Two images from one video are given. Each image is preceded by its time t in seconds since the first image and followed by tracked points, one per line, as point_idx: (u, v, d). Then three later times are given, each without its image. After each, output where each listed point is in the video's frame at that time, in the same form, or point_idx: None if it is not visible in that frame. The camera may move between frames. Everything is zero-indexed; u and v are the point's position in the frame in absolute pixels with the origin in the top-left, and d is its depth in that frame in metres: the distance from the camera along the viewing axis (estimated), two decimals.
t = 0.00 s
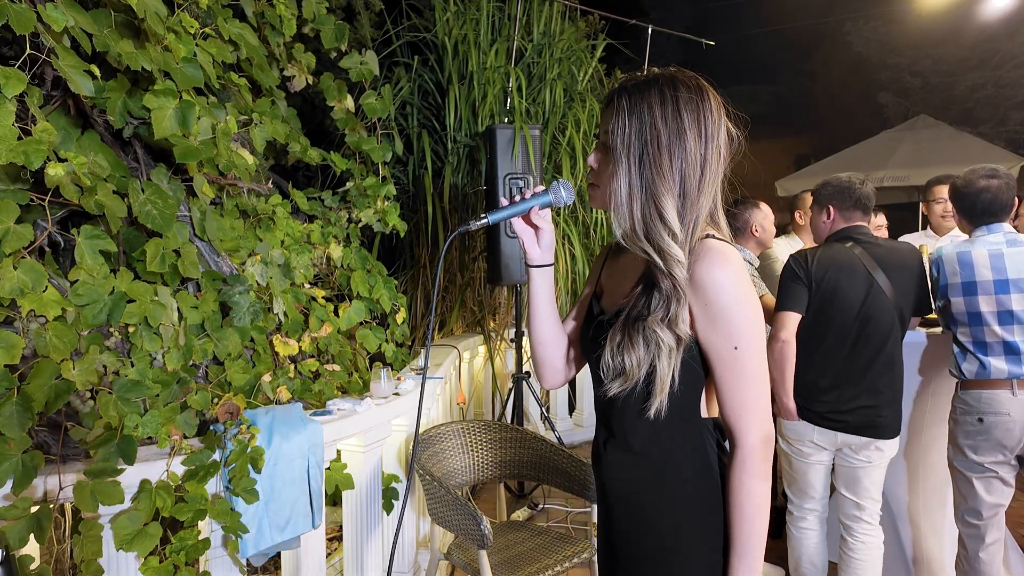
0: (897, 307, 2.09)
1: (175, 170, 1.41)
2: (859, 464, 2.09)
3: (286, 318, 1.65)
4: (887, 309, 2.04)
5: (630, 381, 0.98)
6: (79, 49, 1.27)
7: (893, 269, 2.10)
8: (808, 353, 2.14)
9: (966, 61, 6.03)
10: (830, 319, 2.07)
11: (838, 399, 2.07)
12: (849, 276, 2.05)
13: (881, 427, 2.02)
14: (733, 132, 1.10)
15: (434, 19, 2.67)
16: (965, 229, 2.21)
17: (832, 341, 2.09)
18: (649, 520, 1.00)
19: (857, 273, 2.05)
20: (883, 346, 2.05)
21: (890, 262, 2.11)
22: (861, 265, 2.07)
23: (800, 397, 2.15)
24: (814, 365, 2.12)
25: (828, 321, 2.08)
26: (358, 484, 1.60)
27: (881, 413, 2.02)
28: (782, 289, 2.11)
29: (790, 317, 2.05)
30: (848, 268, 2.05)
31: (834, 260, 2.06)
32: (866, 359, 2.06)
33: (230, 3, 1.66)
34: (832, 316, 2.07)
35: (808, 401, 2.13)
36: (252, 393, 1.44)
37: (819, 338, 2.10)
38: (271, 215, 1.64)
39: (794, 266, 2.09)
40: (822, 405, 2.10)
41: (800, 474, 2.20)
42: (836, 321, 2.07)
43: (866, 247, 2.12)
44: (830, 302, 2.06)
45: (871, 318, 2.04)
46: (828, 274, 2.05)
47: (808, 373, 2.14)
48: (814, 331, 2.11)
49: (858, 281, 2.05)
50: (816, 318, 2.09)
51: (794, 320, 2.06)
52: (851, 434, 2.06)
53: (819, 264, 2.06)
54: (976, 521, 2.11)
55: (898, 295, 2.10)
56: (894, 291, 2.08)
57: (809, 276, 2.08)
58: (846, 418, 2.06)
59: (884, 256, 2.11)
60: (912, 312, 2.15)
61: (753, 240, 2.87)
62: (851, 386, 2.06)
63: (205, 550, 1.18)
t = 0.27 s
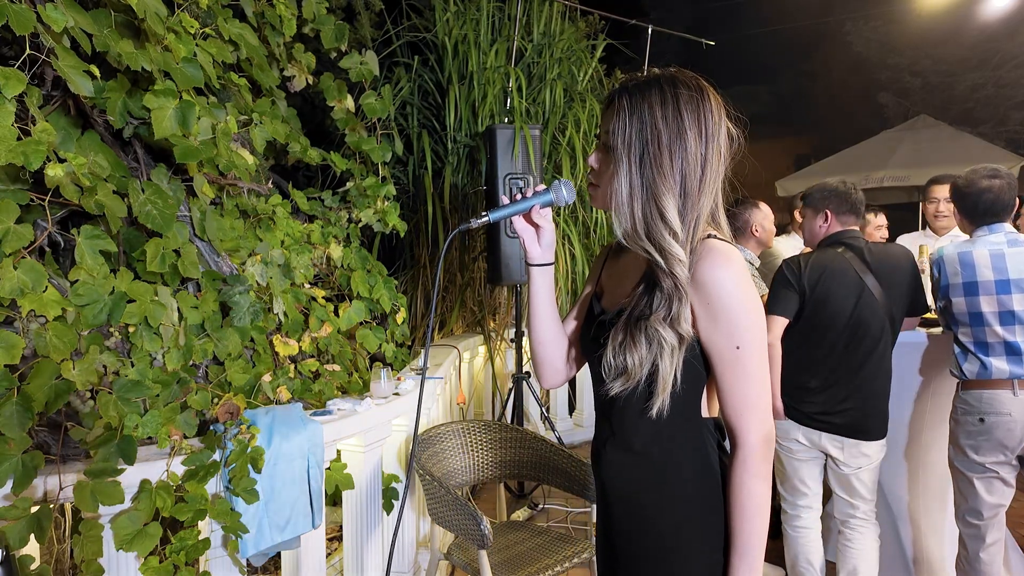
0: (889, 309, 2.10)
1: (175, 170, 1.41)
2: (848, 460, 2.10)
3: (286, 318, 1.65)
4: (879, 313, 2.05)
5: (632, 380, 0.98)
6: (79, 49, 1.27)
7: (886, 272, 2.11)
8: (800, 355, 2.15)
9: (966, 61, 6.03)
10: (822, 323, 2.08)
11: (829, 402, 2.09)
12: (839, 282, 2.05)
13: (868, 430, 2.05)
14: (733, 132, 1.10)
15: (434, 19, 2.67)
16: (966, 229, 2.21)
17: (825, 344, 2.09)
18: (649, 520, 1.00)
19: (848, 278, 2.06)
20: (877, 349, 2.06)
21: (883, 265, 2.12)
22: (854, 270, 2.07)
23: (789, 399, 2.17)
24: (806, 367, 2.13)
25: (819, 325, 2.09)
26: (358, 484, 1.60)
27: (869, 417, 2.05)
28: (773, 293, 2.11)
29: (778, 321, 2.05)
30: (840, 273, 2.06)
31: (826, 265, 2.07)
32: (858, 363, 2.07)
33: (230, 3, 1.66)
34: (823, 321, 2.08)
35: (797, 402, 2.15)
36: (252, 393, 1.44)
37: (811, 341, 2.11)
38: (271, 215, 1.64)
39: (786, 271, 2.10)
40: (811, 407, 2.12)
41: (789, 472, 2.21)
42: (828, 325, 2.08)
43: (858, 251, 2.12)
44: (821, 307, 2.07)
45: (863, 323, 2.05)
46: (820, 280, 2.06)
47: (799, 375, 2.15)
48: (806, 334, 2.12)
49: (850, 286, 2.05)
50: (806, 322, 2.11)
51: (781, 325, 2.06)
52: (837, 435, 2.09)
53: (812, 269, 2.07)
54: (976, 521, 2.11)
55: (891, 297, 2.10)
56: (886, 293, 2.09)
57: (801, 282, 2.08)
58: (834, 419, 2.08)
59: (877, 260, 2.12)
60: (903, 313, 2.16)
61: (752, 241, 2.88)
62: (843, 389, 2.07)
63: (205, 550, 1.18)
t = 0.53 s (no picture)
0: (885, 310, 2.10)
1: (175, 170, 1.41)
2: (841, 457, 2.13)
3: (286, 318, 1.65)
4: (875, 314, 2.05)
5: (631, 380, 0.98)
6: (79, 49, 1.27)
7: (882, 273, 2.11)
8: (795, 356, 2.15)
9: (966, 61, 6.02)
10: (817, 325, 2.08)
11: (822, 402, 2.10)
12: (834, 284, 2.05)
13: (860, 431, 2.07)
14: (733, 132, 1.10)
15: (434, 19, 2.67)
16: (967, 229, 2.21)
17: (820, 346, 2.09)
18: (649, 520, 1.00)
19: (844, 281, 2.06)
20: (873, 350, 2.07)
21: (880, 266, 2.11)
22: (850, 272, 2.07)
23: (783, 400, 2.17)
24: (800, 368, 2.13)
25: (815, 327, 2.08)
26: (358, 484, 1.60)
27: (861, 418, 2.07)
28: (769, 294, 2.10)
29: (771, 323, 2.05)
30: (837, 276, 2.06)
31: (821, 268, 2.06)
32: (853, 365, 2.07)
33: (230, 3, 1.66)
34: (818, 323, 2.08)
35: (787, 400, 2.16)
36: (252, 393, 1.44)
37: (805, 342, 2.11)
38: (271, 215, 1.64)
39: (783, 273, 2.08)
40: (804, 407, 2.12)
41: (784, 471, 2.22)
42: (823, 327, 2.08)
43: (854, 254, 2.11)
44: (817, 309, 2.06)
45: (858, 325, 2.05)
46: (817, 283, 2.05)
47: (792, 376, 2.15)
48: (800, 336, 2.12)
49: (846, 289, 2.05)
50: (802, 324, 2.10)
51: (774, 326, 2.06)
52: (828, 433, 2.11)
53: (810, 271, 2.06)
54: (976, 521, 2.11)
55: (887, 299, 2.11)
56: (882, 295, 2.09)
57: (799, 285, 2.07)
58: (824, 418, 2.10)
59: (872, 261, 2.12)
60: (899, 313, 2.16)
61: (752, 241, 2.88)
62: (837, 390, 2.08)
63: (205, 550, 1.18)
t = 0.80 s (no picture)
0: (884, 311, 2.10)
1: (175, 170, 1.41)
2: (840, 459, 2.13)
3: (286, 318, 1.65)
4: (875, 314, 2.05)
5: (631, 380, 0.98)
6: (79, 49, 1.27)
7: (881, 273, 2.11)
8: (795, 355, 2.14)
9: (966, 61, 6.02)
10: (816, 325, 2.08)
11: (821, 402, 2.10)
12: (834, 284, 2.05)
13: (859, 430, 2.07)
14: (733, 133, 1.10)
15: (434, 19, 2.67)
16: (966, 229, 2.21)
17: (818, 346, 2.10)
18: (648, 520, 1.00)
19: (843, 280, 2.06)
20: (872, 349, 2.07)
21: (878, 266, 2.12)
22: (849, 272, 2.06)
23: (781, 399, 2.17)
24: (798, 368, 2.14)
25: (813, 328, 2.08)
26: (358, 484, 1.60)
27: (859, 417, 2.07)
28: (769, 294, 2.09)
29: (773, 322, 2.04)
30: (836, 276, 2.05)
31: (822, 268, 2.05)
32: (851, 365, 2.07)
33: (230, 3, 1.66)
34: (818, 322, 2.07)
35: (785, 398, 2.16)
36: (252, 393, 1.44)
37: (803, 342, 2.11)
38: (271, 215, 1.64)
39: (783, 273, 2.07)
40: (802, 407, 2.13)
41: (784, 472, 2.23)
42: (822, 327, 2.08)
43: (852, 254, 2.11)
44: (816, 309, 2.06)
45: (856, 326, 2.05)
46: (817, 283, 2.04)
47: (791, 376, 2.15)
48: (799, 336, 2.11)
49: (845, 289, 2.05)
50: (801, 324, 2.10)
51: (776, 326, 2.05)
52: (828, 433, 2.11)
53: (809, 272, 2.05)
54: (976, 521, 2.11)
55: (886, 299, 2.11)
56: (881, 295, 2.09)
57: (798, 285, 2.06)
58: (824, 417, 2.10)
59: (870, 262, 2.12)
60: (897, 314, 2.17)
61: (751, 240, 2.88)
62: (835, 390, 2.08)
63: (205, 550, 1.18)
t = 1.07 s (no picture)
0: (882, 311, 2.10)
1: (175, 170, 1.41)
2: (840, 459, 2.13)
3: (286, 318, 1.65)
4: (873, 314, 2.05)
5: (629, 380, 0.98)
6: (79, 49, 1.27)
7: (879, 273, 2.11)
8: (793, 355, 2.15)
9: (966, 61, 6.01)
10: (814, 325, 2.08)
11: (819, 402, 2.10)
12: (832, 284, 2.05)
13: (858, 430, 2.07)
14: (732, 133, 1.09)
15: (434, 19, 2.67)
16: (965, 229, 2.21)
17: (816, 345, 2.10)
18: (647, 520, 1.00)
19: (841, 280, 2.06)
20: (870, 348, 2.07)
21: (877, 266, 2.12)
22: (846, 272, 2.07)
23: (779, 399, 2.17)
24: (796, 367, 2.14)
25: (811, 327, 2.09)
26: (358, 484, 1.60)
27: (858, 417, 2.07)
28: (766, 294, 2.09)
29: (772, 321, 2.04)
30: (833, 276, 2.05)
31: (820, 268, 2.06)
32: (849, 364, 2.07)
33: (230, 3, 1.66)
34: (817, 322, 2.07)
35: (784, 398, 2.16)
36: (252, 393, 1.44)
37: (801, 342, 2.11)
38: (271, 215, 1.64)
39: (781, 272, 2.08)
40: (800, 407, 2.13)
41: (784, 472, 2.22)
42: (820, 327, 2.08)
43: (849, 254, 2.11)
44: (813, 309, 2.06)
45: (855, 325, 2.05)
46: (814, 282, 2.05)
47: (789, 376, 2.15)
48: (797, 335, 2.12)
49: (842, 289, 2.05)
50: (799, 324, 2.10)
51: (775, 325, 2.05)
52: (827, 433, 2.11)
53: (807, 271, 2.05)
54: (976, 521, 2.11)
55: (885, 299, 2.11)
56: (879, 295, 2.09)
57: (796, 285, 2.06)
58: (823, 417, 2.10)
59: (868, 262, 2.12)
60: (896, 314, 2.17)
61: (751, 240, 2.88)
62: (834, 390, 2.08)
63: (205, 550, 1.18)
